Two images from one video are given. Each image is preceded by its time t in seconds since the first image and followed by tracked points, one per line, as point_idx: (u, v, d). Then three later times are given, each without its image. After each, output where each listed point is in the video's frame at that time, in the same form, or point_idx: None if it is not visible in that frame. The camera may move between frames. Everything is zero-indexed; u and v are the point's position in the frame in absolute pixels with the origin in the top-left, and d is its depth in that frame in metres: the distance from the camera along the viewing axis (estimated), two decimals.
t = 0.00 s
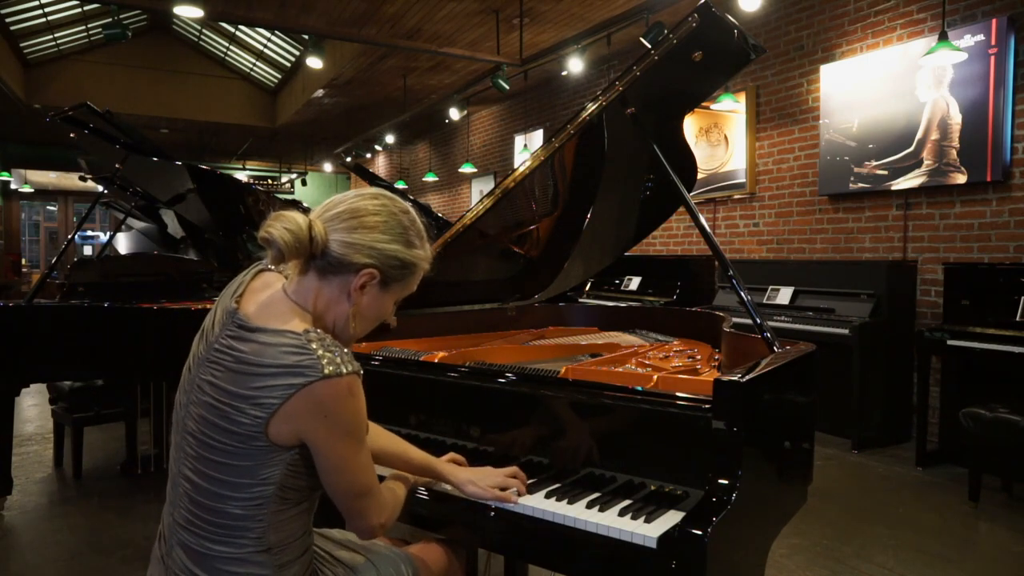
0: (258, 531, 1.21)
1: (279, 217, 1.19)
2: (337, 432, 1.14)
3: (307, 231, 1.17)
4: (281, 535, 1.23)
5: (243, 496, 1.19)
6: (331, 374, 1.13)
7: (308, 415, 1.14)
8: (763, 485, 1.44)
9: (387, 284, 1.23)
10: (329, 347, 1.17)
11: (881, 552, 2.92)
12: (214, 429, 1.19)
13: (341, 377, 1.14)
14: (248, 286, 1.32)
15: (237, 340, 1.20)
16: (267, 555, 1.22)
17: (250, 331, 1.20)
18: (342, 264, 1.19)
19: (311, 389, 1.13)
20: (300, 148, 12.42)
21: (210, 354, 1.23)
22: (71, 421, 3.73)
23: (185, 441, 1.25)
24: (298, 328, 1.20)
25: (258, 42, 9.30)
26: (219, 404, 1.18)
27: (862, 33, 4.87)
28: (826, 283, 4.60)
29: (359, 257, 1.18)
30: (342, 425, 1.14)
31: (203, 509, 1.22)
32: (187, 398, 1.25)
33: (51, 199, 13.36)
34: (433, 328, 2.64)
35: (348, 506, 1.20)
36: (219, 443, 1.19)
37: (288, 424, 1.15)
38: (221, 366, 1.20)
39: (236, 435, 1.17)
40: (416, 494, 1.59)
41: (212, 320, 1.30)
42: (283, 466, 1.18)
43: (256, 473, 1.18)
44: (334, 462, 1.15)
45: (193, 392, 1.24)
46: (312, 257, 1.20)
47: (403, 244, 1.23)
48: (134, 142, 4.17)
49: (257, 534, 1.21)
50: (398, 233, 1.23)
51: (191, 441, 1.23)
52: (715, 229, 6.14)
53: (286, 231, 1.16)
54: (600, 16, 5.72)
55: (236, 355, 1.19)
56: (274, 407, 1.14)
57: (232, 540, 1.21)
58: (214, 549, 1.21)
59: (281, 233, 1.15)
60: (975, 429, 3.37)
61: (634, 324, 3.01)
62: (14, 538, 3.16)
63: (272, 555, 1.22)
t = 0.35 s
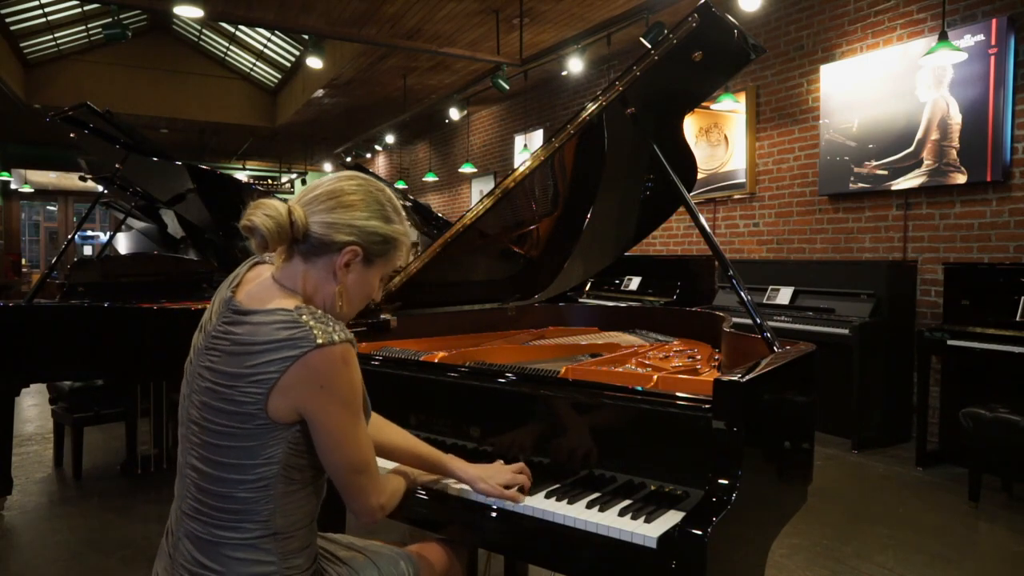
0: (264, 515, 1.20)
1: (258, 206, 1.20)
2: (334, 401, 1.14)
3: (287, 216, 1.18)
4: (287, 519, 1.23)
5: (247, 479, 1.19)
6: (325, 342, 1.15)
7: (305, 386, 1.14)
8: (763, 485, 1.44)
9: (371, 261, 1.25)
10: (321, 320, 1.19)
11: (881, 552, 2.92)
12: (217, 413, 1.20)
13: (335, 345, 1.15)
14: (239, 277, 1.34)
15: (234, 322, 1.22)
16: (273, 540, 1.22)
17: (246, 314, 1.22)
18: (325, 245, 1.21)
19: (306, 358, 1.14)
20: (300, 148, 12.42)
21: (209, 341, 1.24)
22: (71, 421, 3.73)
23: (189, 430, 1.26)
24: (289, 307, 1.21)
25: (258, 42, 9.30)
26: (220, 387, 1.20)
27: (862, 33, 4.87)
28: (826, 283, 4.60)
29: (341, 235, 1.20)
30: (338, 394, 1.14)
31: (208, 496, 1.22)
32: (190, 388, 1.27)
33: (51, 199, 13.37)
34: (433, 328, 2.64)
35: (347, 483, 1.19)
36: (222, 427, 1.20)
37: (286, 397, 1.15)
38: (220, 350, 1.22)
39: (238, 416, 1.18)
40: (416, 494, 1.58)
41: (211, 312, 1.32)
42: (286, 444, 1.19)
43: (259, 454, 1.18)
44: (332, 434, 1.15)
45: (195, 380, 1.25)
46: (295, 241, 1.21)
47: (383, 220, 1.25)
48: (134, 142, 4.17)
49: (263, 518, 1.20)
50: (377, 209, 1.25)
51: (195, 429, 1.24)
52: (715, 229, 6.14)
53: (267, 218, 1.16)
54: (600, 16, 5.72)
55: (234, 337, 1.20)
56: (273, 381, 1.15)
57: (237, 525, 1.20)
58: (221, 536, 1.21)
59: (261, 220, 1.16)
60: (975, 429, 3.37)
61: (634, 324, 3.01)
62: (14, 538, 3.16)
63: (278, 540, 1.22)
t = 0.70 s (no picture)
0: (263, 504, 1.21)
1: (229, 204, 1.21)
2: (328, 380, 1.16)
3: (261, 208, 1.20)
4: (287, 507, 1.23)
5: (245, 468, 1.19)
6: (314, 322, 1.17)
7: (298, 366, 1.16)
8: (763, 485, 1.44)
9: (347, 240, 1.30)
10: (306, 301, 1.22)
11: (881, 552, 2.92)
12: (212, 405, 1.21)
13: (324, 324, 1.18)
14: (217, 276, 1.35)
15: (224, 314, 1.23)
16: (274, 530, 1.22)
17: (234, 304, 1.23)
18: (301, 232, 1.24)
19: (297, 338, 1.16)
20: (300, 148, 12.42)
21: (199, 336, 1.25)
22: (71, 421, 3.73)
23: (184, 426, 1.26)
24: (273, 292, 1.24)
25: (258, 42, 9.30)
26: (213, 378, 1.20)
27: (862, 33, 4.87)
28: (826, 283, 4.60)
29: (316, 219, 1.24)
30: (331, 372, 1.16)
31: (205, 489, 1.22)
32: (184, 384, 1.27)
33: (51, 199, 13.37)
34: (433, 328, 2.64)
35: (346, 464, 1.21)
36: (217, 417, 1.20)
37: (280, 379, 1.17)
38: (212, 342, 1.22)
39: (234, 405, 1.19)
40: (416, 494, 1.58)
41: (199, 310, 1.32)
42: (282, 429, 1.20)
43: (256, 442, 1.19)
44: (328, 413, 1.17)
45: (187, 375, 1.25)
46: (272, 232, 1.24)
47: (351, 200, 1.29)
48: (134, 142, 4.17)
49: (262, 507, 1.21)
50: (343, 191, 1.29)
51: (189, 424, 1.24)
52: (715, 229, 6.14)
53: (243, 214, 1.18)
54: (600, 16, 5.72)
55: (224, 328, 1.21)
56: (266, 364, 1.16)
57: (237, 517, 1.20)
58: (220, 529, 1.21)
59: (238, 216, 1.18)
60: (975, 429, 3.37)
61: (634, 324, 3.01)
62: (14, 538, 3.16)
63: (278, 529, 1.22)
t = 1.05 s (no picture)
0: (241, 507, 1.21)
1: (204, 213, 1.21)
2: (299, 376, 1.17)
3: (235, 215, 1.21)
4: (266, 509, 1.23)
5: (222, 471, 1.19)
6: (281, 319, 1.18)
7: (268, 365, 1.16)
8: (763, 485, 1.44)
9: (317, 244, 1.32)
10: (276, 303, 1.23)
11: (881, 552, 2.92)
12: (185, 410, 1.21)
13: (292, 322, 1.19)
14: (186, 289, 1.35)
15: (194, 319, 1.23)
16: (254, 532, 1.22)
17: (203, 309, 1.23)
18: (274, 236, 1.26)
19: (265, 336, 1.17)
20: (300, 149, 12.42)
21: (170, 344, 1.25)
22: (71, 420, 3.73)
23: (159, 435, 1.26)
24: (244, 294, 1.24)
25: (257, 42, 9.30)
26: (186, 383, 1.21)
27: (862, 33, 4.87)
28: (826, 283, 4.60)
29: (289, 224, 1.26)
30: (302, 369, 1.17)
31: (183, 496, 1.22)
32: (157, 392, 1.27)
33: (51, 199, 13.37)
34: (433, 328, 2.65)
35: (326, 462, 1.21)
36: (192, 422, 1.20)
37: (251, 378, 1.17)
38: (183, 347, 1.23)
39: (207, 408, 1.19)
40: (414, 494, 1.58)
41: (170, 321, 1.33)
42: (256, 429, 1.20)
43: (231, 444, 1.19)
44: (302, 409, 1.17)
45: (161, 384, 1.26)
46: (246, 238, 1.25)
47: (319, 206, 1.32)
48: (134, 142, 4.17)
49: (240, 510, 1.21)
50: (310, 197, 1.32)
51: (164, 432, 1.24)
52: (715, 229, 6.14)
53: (219, 220, 1.18)
54: (600, 16, 5.72)
55: (195, 332, 1.22)
56: (235, 363, 1.17)
57: (216, 521, 1.20)
58: (200, 534, 1.21)
59: (215, 222, 1.18)
60: (975, 429, 3.37)
61: (634, 324, 3.01)
62: (14, 538, 3.16)
63: (257, 531, 1.22)
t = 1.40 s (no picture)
0: (226, 522, 1.22)
1: (213, 223, 1.21)
2: (286, 395, 1.17)
3: (244, 230, 1.21)
4: (249, 524, 1.25)
5: (206, 488, 1.20)
6: (271, 338, 1.18)
7: (256, 384, 1.17)
8: (763, 485, 1.44)
9: (316, 273, 1.33)
10: (269, 322, 1.23)
11: (881, 552, 2.92)
12: (168, 427, 1.20)
13: (281, 342, 1.19)
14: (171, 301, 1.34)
15: (179, 334, 1.22)
16: (239, 546, 1.23)
17: (191, 324, 1.23)
18: (278, 257, 1.26)
19: (254, 355, 1.17)
20: (299, 149, 12.42)
21: (152, 359, 1.24)
22: (72, 420, 3.74)
23: (136, 451, 1.24)
24: (237, 311, 1.24)
25: (257, 42, 9.30)
26: (170, 400, 1.20)
27: (862, 33, 4.87)
28: (827, 283, 4.60)
29: (294, 248, 1.27)
30: (291, 388, 1.17)
31: (165, 513, 1.22)
32: (136, 406, 1.25)
33: (51, 199, 13.38)
34: (432, 327, 2.65)
35: (313, 481, 1.21)
36: (176, 439, 1.20)
37: (238, 397, 1.18)
38: (167, 363, 1.22)
39: (192, 425, 1.19)
40: (413, 494, 1.59)
41: (148, 334, 1.31)
42: (241, 446, 1.21)
43: (217, 461, 1.20)
44: (290, 428, 1.17)
45: (140, 399, 1.24)
46: (250, 254, 1.25)
47: (324, 236, 1.34)
48: (134, 142, 4.17)
49: (226, 525, 1.22)
50: (316, 225, 1.34)
51: (144, 448, 1.23)
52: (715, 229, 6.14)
53: (228, 232, 1.19)
54: (600, 16, 5.72)
55: (180, 349, 1.21)
56: (221, 381, 1.17)
57: (201, 537, 1.21)
58: (183, 551, 1.21)
59: (223, 233, 1.18)
60: (975, 429, 3.37)
61: (634, 324, 3.01)
62: (14, 538, 3.16)
63: (242, 546, 1.24)
